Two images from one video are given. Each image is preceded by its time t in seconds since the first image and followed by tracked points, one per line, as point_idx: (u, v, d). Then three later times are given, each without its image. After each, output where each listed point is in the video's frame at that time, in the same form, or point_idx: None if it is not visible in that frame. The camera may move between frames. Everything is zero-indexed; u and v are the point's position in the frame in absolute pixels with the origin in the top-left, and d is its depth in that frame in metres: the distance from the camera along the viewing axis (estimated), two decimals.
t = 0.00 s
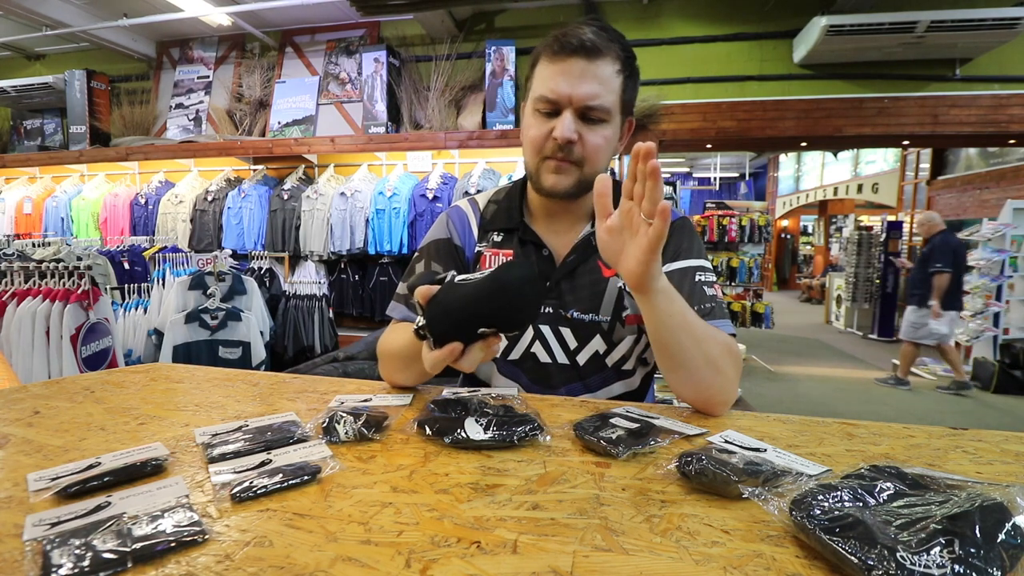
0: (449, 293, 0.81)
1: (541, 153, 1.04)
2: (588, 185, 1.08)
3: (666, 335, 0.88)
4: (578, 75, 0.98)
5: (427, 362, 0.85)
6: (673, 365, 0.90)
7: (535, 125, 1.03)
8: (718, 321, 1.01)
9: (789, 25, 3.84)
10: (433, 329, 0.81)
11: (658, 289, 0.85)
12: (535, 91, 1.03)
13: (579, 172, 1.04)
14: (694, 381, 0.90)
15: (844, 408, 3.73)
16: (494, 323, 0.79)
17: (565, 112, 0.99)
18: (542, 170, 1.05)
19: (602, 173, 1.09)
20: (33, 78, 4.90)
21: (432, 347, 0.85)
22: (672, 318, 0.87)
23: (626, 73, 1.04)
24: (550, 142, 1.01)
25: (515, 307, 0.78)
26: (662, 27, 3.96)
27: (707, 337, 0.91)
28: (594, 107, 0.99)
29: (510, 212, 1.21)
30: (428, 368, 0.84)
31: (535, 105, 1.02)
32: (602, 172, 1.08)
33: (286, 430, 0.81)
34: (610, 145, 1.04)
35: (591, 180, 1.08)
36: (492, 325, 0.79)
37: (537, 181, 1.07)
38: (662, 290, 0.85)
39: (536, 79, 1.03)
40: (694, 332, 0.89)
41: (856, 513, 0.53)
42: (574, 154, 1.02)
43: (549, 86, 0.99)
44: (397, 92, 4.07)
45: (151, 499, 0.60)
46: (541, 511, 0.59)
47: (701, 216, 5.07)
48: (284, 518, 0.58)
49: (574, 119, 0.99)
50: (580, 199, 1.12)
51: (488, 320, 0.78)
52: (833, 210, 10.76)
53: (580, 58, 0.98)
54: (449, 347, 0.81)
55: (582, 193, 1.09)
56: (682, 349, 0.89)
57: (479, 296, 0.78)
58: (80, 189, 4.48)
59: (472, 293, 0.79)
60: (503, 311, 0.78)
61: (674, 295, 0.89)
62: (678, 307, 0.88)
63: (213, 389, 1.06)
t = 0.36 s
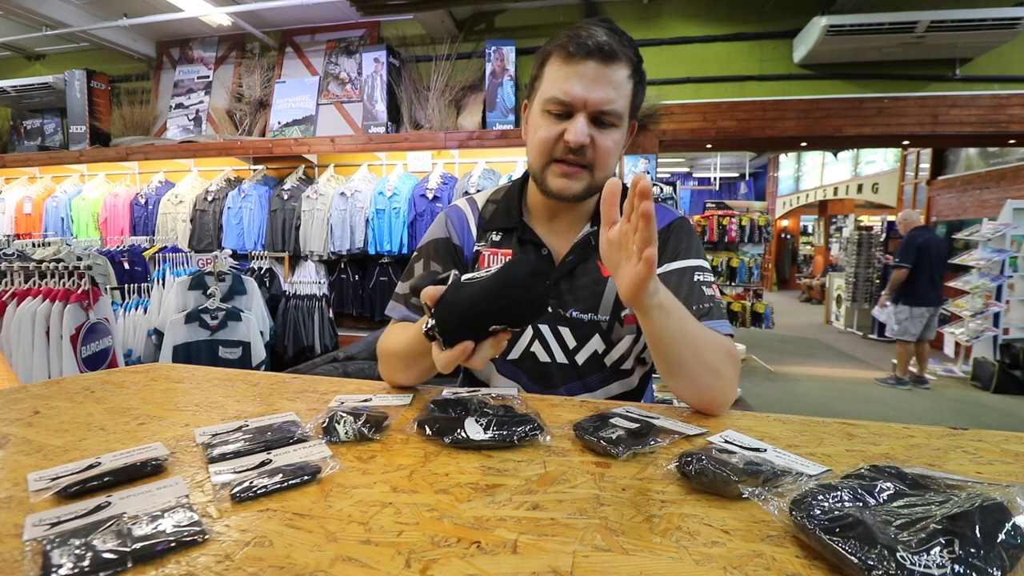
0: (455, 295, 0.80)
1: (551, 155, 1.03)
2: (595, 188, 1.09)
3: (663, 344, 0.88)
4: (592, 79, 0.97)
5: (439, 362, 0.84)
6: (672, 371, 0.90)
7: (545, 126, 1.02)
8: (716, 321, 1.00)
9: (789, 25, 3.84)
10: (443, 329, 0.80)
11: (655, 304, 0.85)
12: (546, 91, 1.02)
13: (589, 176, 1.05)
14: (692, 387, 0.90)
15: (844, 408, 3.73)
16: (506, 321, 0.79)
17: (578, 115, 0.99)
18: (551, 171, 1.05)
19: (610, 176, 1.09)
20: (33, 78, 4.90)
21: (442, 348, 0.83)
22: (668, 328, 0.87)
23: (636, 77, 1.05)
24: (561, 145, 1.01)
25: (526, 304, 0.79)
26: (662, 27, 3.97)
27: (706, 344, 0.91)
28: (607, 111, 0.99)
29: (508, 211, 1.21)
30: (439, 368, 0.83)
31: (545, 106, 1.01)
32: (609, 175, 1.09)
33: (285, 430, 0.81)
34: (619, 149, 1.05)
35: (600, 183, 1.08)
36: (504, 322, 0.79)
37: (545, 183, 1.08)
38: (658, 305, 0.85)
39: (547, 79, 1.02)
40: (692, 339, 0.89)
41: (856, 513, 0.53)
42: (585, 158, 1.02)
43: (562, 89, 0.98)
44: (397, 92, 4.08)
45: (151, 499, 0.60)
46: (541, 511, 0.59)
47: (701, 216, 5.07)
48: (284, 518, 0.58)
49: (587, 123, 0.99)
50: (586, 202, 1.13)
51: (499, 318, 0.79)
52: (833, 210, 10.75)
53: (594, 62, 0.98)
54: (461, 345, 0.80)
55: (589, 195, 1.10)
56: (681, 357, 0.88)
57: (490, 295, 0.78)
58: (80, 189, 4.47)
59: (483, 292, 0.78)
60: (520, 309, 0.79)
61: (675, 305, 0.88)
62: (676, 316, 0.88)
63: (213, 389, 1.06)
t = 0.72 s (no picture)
0: (467, 293, 0.80)
1: (556, 153, 1.02)
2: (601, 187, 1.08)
3: (660, 348, 0.88)
4: (596, 77, 0.98)
5: (446, 363, 0.82)
6: (671, 374, 0.90)
7: (550, 125, 1.01)
8: (715, 321, 1.00)
9: (789, 25, 3.84)
10: (453, 327, 0.79)
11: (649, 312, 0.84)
12: (549, 91, 1.02)
13: (596, 174, 1.04)
14: (691, 389, 0.91)
15: (843, 408, 3.73)
16: (516, 321, 0.79)
17: (583, 112, 0.99)
18: (558, 170, 1.04)
19: (615, 174, 1.09)
20: (33, 78, 4.90)
21: (449, 346, 0.82)
22: (664, 334, 0.86)
23: (637, 75, 1.06)
24: (568, 143, 1.00)
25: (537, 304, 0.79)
26: (662, 27, 3.96)
27: (705, 346, 0.90)
28: (612, 107, 0.99)
29: (509, 212, 1.21)
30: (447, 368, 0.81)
31: (549, 105, 1.01)
32: (614, 172, 1.09)
33: (285, 429, 0.81)
34: (624, 146, 1.05)
35: (606, 182, 1.08)
36: (515, 322, 0.79)
37: (552, 183, 1.06)
38: (654, 313, 0.84)
39: (549, 80, 1.02)
40: (690, 343, 0.88)
41: (856, 513, 0.53)
42: (593, 155, 1.01)
43: (566, 87, 0.98)
44: (397, 92, 4.08)
45: (151, 498, 0.60)
46: (541, 511, 0.59)
47: (701, 216, 5.08)
48: (283, 518, 0.58)
49: (593, 119, 0.99)
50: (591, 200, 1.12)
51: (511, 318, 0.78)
52: (833, 210, 10.75)
53: (596, 59, 0.99)
54: (471, 344, 0.79)
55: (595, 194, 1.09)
56: (679, 361, 0.88)
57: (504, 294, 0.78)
58: (80, 189, 4.47)
59: (496, 291, 0.78)
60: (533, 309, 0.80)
61: (672, 311, 0.87)
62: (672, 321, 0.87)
63: (213, 389, 1.06)
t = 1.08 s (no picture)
0: (496, 287, 0.80)
1: (556, 151, 1.01)
2: (602, 182, 1.07)
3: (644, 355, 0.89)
4: (590, 71, 0.98)
5: (474, 359, 0.82)
6: (663, 378, 0.91)
7: (548, 123, 1.01)
8: (713, 321, 1.00)
9: (789, 25, 3.84)
10: (482, 322, 0.79)
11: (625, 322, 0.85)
12: (543, 90, 1.01)
13: (596, 169, 1.03)
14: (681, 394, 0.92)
15: (843, 408, 3.73)
16: (546, 316, 0.78)
17: (580, 107, 0.98)
18: (559, 168, 1.03)
19: (614, 169, 1.09)
20: (33, 78, 4.90)
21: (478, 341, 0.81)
22: (648, 341, 0.87)
23: (629, 69, 1.06)
24: (567, 139, 0.99)
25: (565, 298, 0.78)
26: (662, 27, 3.96)
27: (693, 351, 0.89)
28: (608, 101, 0.99)
29: (510, 212, 1.21)
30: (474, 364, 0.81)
31: (545, 103, 1.00)
32: (614, 167, 1.08)
33: (285, 429, 0.81)
34: (621, 140, 1.05)
35: (606, 177, 1.07)
36: (545, 318, 0.78)
37: (554, 181, 1.05)
38: (634, 322, 0.85)
39: (542, 78, 1.02)
40: (677, 349, 0.88)
41: (855, 513, 0.53)
42: (592, 150, 1.01)
43: (561, 83, 0.98)
44: (397, 92, 4.08)
45: (151, 498, 0.60)
46: (542, 511, 0.59)
47: (701, 216, 5.08)
48: (284, 518, 0.58)
49: (590, 114, 0.98)
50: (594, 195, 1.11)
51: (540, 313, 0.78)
52: (833, 210, 10.73)
53: (588, 54, 0.99)
54: (500, 339, 0.79)
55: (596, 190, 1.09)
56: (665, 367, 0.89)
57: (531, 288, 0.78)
58: (80, 189, 4.47)
59: (524, 285, 0.78)
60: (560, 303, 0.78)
61: (654, 318, 0.87)
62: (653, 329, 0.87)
63: (213, 389, 1.06)
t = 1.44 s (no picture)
0: (485, 290, 0.80)
1: (538, 160, 1.02)
2: (590, 184, 1.07)
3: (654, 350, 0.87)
4: (562, 77, 0.97)
5: (463, 363, 0.81)
6: (667, 375, 0.90)
7: (527, 133, 1.02)
8: (713, 321, 1.00)
9: (789, 25, 3.83)
10: (471, 325, 0.79)
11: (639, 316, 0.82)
12: (521, 100, 1.02)
13: (581, 173, 1.03)
14: (688, 390, 0.91)
15: (843, 409, 3.73)
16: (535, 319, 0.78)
17: (556, 115, 0.98)
18: (542, 176, 1.04)
19: (602, 169, 1.07)
20: (33, 78, 4.90)
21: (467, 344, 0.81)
22: (658, 337, 0.85)
23: (608, 65, 1.04)
24: (545, 148, 1.00)
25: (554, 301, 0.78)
26: (662, 27, 3.95)
27: (699, 349, 0.89)
28: (584, 104, 0.98)
29: (508, 213, 1.21)
30: (464, 368, 0.81)
31: (523, 114, 1.01)
32: (602, 167, 1.07)
33: (285, 430, 0.81)
34: (605, 140, 1.04)
35: (593, 178, 1.07)
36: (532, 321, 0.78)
37: (540, 189, 1.06)
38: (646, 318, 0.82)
39: (520, 88, 1.03)
40: (685, 347, 0.87)
41: (856, 513, 0.53)
42: (572, 155, 1.01)
43: (534, 92, 0.98)
44: (397, 92, 4.08)
45: (150, 499, 0.60)
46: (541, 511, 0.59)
47: (701, 216, 5.07)
48: (283, 518, 0.58)
49: (566, 121, 0.98)
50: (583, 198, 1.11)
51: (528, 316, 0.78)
52: (832, 210, 10.71)
53: (560, 59, 0.98)
54: (488, 343, 0.79)
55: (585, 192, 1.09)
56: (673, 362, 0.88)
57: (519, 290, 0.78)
58: (80, 189, 4.47)
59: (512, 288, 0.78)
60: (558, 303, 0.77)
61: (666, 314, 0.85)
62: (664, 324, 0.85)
63: (213, 389, 1.06)
